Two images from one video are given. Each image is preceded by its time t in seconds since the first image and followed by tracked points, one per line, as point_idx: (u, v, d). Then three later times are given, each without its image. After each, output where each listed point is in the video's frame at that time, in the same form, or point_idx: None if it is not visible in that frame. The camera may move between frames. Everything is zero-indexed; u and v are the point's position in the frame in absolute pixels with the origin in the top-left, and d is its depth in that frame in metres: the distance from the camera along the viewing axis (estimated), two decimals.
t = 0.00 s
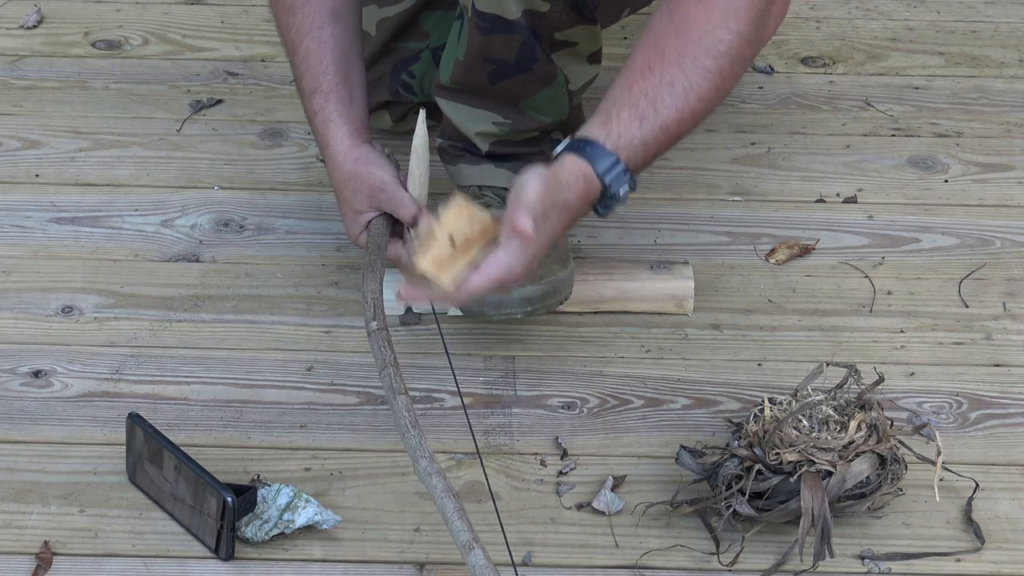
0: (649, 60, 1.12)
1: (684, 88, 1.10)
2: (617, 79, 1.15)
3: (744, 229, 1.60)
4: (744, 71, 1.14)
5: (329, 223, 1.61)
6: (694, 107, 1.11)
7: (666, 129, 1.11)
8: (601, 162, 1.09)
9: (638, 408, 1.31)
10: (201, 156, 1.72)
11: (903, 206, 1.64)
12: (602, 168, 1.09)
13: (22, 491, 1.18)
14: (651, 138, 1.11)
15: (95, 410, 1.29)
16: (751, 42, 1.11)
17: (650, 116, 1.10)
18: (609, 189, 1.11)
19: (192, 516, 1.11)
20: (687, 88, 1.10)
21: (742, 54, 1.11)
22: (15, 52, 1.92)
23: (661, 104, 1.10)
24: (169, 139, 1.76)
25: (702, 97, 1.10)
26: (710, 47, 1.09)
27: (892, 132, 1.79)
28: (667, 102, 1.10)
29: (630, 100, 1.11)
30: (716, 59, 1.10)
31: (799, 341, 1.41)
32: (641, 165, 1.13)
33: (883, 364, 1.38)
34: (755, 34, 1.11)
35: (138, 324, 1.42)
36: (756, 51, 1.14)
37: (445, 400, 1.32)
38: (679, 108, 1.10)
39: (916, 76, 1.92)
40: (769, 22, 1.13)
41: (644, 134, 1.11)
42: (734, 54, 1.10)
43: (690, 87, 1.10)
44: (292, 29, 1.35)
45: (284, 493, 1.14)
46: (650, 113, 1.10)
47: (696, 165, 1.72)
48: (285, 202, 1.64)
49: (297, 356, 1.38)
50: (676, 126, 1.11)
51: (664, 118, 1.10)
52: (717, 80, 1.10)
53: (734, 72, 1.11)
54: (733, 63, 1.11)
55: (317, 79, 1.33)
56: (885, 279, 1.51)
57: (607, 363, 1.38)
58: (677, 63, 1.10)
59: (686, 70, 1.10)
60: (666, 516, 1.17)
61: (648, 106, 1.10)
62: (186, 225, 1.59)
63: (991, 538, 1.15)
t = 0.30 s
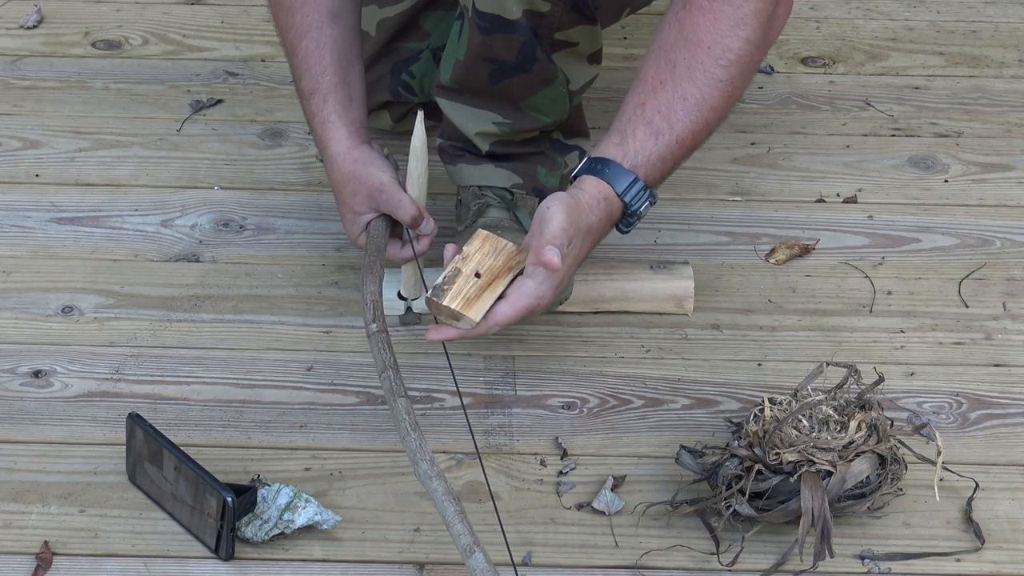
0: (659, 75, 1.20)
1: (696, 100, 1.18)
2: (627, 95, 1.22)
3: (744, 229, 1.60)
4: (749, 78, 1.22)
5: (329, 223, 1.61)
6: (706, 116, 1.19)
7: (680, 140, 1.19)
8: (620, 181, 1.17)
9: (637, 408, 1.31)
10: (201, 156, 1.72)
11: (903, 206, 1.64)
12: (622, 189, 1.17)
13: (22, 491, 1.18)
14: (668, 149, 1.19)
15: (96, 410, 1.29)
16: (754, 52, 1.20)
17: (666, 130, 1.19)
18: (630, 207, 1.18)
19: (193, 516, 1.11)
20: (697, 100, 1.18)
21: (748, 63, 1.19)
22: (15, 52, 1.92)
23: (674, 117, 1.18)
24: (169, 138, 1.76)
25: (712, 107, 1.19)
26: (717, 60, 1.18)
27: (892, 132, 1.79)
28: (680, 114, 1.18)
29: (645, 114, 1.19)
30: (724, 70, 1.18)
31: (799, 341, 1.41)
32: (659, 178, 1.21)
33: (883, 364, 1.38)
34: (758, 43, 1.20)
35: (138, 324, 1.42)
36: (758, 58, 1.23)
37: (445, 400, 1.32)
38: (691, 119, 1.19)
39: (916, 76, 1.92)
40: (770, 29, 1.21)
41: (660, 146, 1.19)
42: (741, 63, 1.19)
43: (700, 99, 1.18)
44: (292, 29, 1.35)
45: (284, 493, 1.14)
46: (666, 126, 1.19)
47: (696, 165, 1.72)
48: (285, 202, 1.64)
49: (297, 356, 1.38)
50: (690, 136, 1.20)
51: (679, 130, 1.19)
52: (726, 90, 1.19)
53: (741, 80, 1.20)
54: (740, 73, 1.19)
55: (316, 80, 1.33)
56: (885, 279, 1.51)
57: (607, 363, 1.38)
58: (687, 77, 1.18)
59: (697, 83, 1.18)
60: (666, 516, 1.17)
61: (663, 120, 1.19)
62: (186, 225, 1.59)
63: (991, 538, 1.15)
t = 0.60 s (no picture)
0: (659, 78, 1.20)
1: (696, 101, 1.17)
2: (629, 97, 1.23)
3: (744, 229, 1.60)
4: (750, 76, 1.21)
5: (329, 223, 1.61)
6: (707, 116, 1.19)
7: (681, 140, 1.19)
8: (621, 184, 1.17)
9: (637, 408, 1.31)
10: (201, 156, 1.72)
11: (903, 206, 1.64)
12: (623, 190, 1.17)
13: (22, 491, 1.18)
14: (669, 151, 1.19)
15: (96, 410, 1.29)
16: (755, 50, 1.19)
17: (666, 130, 1.18)
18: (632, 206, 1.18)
19: (193, 516, 1.11)
20: (698, 101, 1.18)
21: (749, 62, 1.18)
22: (15, 52, 1.92)
23: (675, 118, 1.18)
24: (169, 139, 1.76)
25: (712, 107, 1.18)
26: (716, 60, 1.17)
27: (892, 132, 1.79)
28: (681, 116, 1.18)
29: (645, 117, 1.19)
30: (724, 70, 1.17)
31: (799, 341, 1.41)
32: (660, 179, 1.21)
33: (883, 364, 1.38)
34: (758, 42, 1.19)
35: (138, 324, 1.42)
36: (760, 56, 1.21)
37: (445, 400, 1.32)
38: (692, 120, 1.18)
39: (916, 76, 1.92)
40: (771, 27, 1.20)
41: (661, 148, 1.19)
42: (741, 62, 1.18)
43: (701, 99, 1.18)
44: (292, 29, 1.35)
45: (284, 493, 1.14)
46: (667, 128, 1.18)
47: (695, 165, 1.72)
48: (285, 202, 1.64)
49: (298, 356, 1.38)
50: (690, 136, 1.19)
51: (680, 131, 1.18)
52: (726, 90, 1.18)
53: (742, 79, 1.19)
54: (741, 72, 1.18)
55: (316, 80, 1.33)
56: (885, 279, 1.51)
57: (607, 363, 1.38)
58: (686, 79, 1.18)
59: (697, 84, 1.17)
60: (666, 516, 1.17)
61: (664, 122, 1.18)
62: (186, 225, 1.59)
63: (991, 537, 1.15)
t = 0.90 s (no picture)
0: (632, 78, 1.11)
1: (665, 108, 1.08)
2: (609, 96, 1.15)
3: (744, 229, 1.60)
4: (734, 80, 1.11)
5: (329, 223, 1.61)
6: (677, 124, 1.10)
7: (646, 147, 1.11)
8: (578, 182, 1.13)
9: (637, 408, 1.31)
10: (201, 156, 1.72)
11: (903, 206, 1.64)
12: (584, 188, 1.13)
13: (22, 491, 1.18)
14: (632, 156, 1.12)
15: (96, 410, 1.29)
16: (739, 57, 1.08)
17: (630, 136, 1.11)
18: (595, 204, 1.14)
19: (193, 516, 1.11)
20: (667, 108, 1.09)
21: (729, 70, 1.08)
22: (15, 52, 1.92)
23: (642, 124, 1.10)
24: (169, 139, 1.76)
25: (682, 116, 1.09)
26: (692, 66, 1.07)
27: (892, 132, 1.79)
28: (647, 123, 1.09)
29: (613, 118, 1.12)
30: (699, 77, 1.07)
31: (799, 341, 1.41)
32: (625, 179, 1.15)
33: (883, 364, 1.38)
34: (743, 48, 1.08)
35: (138, 324, 1.42)
36: (748, 59, 1.10)
37: (445, 400, 1.32)
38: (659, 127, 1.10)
39: (916, 76, 1.92)
40: (762, 31, 1.08)
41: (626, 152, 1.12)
42: (718, 70, 1.07)
43: (670, 106, 1.09)
44: (292, 31, 1.35)
45: (284, 493, 1.14)
46: (632, 133, 1.11)
47: (695, 165, 1.72)
48: (285, 202, 1.64)
49: (298, 356, 1.38)
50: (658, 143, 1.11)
51: (643, 138, 1.10)
52: (700, 99, 1.09)
53: (721, 88, 1.09)
54: (720, 80, 1.08)
55: (314, 81, 1.33)
56: (885, 279, 1.51)
57: (607, 363, 1.38)
58: (657, 83, 1.08)
59: (667, 90, 1.08)
60: (666, 516, 1.17)
61: (629, 126, 1.11)
62: (186, 225, 1.59)
63: (991, 538, 1.15)
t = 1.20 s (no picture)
0: (639, 19, 0.99)
1: (668, 60, 0.97)
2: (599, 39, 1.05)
3: (744, 229, 1.60)
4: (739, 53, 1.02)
5: (329, 223, 1.61)
6: (672, 84, 1.00)
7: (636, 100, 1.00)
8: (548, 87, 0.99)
9: (637, 408, 1.31)
10: (201, 156, 1.72)
11: (902, 206, 1.64)
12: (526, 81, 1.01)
13: (22, 491, 1.18)
14: (604, 87, 0.99)
15: (96, 410, 1.29)
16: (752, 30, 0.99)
17: (609, 65, 0.98)
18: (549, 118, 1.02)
19: (193, 516, 1.11)
20: (670, 63, 0.98)
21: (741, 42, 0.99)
22: (15, 52, 1.92)
23: (640, 75, 0.98)
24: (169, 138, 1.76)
25: (676, 65, 0.98)
26: (705, 22, 0.97)
27: (892, 132, 1.79)
28: (645, 76, 0.98)
29: (609, 57, 0.99)
30: (710, 37, 0.98)
31: (799, 341, 1.41)
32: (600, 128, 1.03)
33: (883, 364, 1.38)
34: (759, 20, 0.99)
35: (138, 324, 1.42)
36: (757, 40, 1.02)
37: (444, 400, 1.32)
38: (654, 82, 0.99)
39: (916, 76, 1.92)
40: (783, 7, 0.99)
41: (613, 101, 1.00)
42: (729, 39, 0.98)
43: (672, 61, 0.98)
44: (291, 33, 1.35)
45: (284, 493, 1.14)
46: (625, 80, 0.99)
47: (695, 165, 1.72)
48: (285, 202, 1.64)
49: (298, 356, 1.38)
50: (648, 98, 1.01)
51: (621, 69, 0.98)
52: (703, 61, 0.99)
53: (722, 54, 0.99)
54: (728, 48, 0.99)
55: (312, 84, 1.33)
56: (884, 279, 1.51)
57: (607, 363, 1.38)
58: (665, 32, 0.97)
59: (673, 42, 0.97)
60: (666, 516, 1.17)
61: (625, 71, 0.98)
62: (186, 225, 1.59)
63: (991, 537, 1.15)
